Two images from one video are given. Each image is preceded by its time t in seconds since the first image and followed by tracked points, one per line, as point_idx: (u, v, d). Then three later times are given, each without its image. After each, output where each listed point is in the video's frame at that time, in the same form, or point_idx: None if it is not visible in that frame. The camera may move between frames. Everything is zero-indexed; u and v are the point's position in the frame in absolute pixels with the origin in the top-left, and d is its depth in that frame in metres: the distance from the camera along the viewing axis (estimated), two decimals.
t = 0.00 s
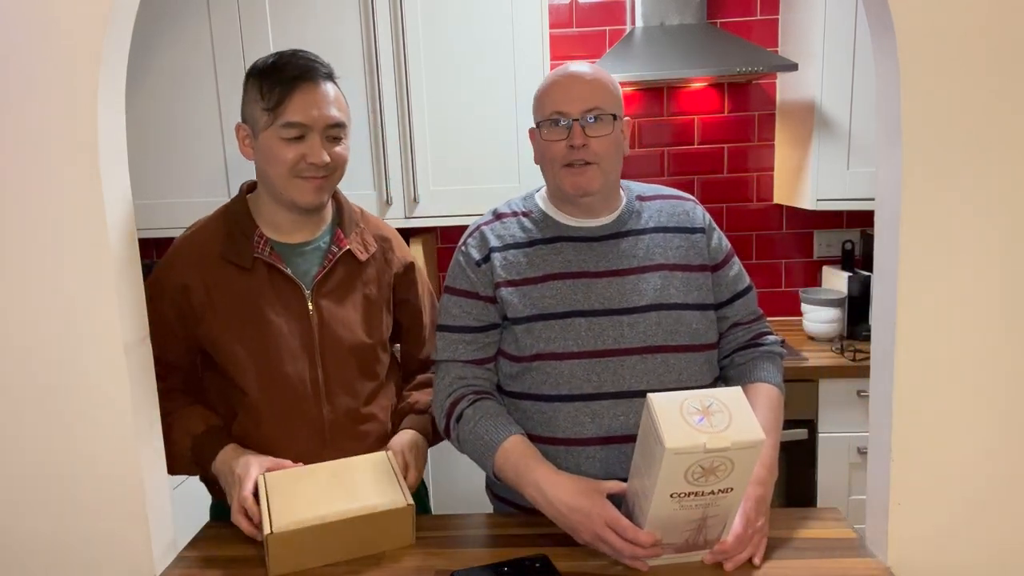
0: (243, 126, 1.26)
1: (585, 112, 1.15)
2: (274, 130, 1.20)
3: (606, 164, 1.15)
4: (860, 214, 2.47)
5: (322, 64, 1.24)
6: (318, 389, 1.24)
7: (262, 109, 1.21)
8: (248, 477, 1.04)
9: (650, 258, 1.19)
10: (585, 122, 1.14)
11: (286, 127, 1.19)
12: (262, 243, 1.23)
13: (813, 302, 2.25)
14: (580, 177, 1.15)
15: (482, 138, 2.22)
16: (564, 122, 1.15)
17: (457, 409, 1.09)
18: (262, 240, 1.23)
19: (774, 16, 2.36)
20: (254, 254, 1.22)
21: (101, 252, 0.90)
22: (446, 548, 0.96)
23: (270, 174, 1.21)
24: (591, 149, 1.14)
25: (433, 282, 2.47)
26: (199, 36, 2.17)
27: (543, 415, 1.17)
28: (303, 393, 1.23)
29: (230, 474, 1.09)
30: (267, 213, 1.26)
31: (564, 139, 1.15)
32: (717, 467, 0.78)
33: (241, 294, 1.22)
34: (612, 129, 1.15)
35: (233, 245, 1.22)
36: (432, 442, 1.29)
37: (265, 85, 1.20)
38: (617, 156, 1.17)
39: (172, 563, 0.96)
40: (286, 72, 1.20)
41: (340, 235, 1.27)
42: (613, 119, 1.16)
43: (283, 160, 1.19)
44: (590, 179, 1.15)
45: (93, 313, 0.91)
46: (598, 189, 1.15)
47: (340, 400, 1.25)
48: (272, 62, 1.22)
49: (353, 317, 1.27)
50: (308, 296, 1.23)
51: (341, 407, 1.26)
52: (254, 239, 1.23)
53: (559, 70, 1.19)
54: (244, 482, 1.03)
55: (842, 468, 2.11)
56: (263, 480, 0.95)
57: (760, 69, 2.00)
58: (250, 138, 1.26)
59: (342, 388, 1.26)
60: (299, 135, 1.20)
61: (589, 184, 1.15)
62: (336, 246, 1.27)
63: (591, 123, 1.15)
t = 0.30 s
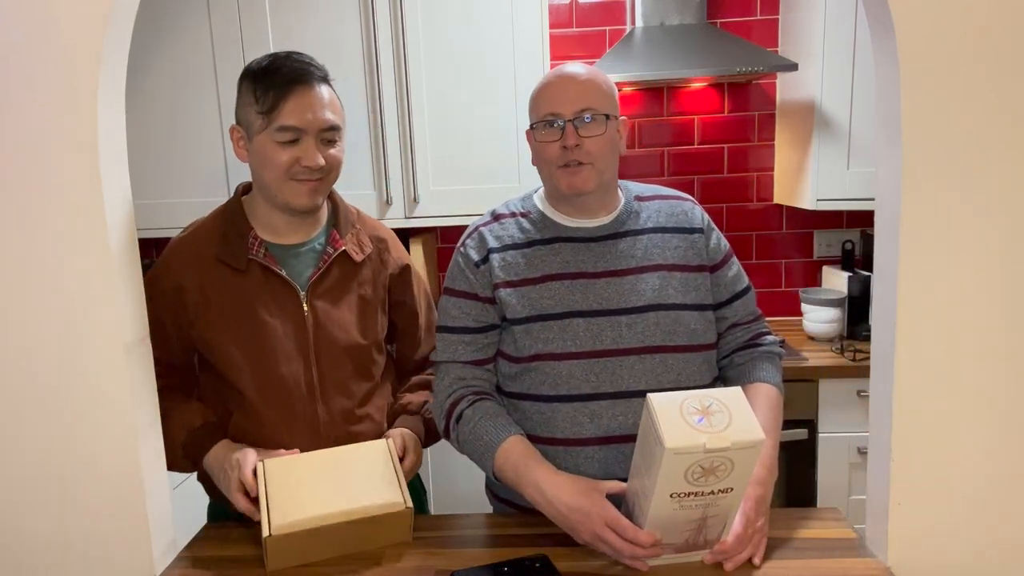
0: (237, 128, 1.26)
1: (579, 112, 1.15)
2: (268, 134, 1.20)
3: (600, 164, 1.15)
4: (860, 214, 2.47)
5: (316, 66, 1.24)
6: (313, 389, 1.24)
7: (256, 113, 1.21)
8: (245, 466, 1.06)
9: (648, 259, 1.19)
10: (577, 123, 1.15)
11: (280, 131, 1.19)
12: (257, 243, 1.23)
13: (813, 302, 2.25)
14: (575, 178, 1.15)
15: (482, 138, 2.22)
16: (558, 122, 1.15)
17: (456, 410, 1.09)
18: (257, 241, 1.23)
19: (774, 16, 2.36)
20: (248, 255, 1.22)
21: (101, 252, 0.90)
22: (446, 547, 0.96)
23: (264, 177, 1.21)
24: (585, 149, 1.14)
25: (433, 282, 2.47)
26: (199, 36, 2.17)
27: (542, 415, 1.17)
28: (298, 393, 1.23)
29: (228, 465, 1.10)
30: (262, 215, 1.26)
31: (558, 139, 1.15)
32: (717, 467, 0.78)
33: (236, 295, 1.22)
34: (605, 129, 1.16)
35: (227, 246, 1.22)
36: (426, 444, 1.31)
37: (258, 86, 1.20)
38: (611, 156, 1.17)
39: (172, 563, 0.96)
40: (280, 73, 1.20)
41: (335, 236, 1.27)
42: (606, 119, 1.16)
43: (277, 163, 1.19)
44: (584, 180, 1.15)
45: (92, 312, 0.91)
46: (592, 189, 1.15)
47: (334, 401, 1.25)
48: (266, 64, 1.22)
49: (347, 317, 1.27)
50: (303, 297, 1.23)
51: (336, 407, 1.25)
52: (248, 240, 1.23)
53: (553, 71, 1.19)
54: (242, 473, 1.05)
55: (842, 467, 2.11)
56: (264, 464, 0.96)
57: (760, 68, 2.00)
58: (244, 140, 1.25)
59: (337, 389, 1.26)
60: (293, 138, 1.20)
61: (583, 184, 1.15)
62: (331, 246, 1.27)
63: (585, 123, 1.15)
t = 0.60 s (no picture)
0: (236, 129, 1.26)
1: (578, 113, 1.15)
2: (267, 137, 1.20)
3: (598, 165, 1.15)
4: (860, 214, 2.47)
5: (316, 68, 1.24)
6: (312, 390, 1.24)
7: (255, 115, 1.21)
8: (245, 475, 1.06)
9: (647, 259, 1.19)
10: (576, 123, 1.15)
11: (278, 134, 1.19)
12: (256, 244, 1.23)
13: (813, 302, 2.25)
14: (573, 179, 1.15)
15: (483, 138, 2.22)
16: (557, 123, 1.15)
17: (455, 410, 1.09)
18: (256, 242, 1.23)
19: (774, 16, 2.35)
20: (248, 256, 1.22)
21: (102, 252, 0.90)
22: (447, 547, 0.96)
23: (264, 179, 1.21)
24: (583, 150, 1.14)
25: (433, 282, 2.47)
26: (199, 36, 2.17)
27: (541, 415, 1.17)
28: (296, 394, 1.23)
29: (228, 468, 1.10)
30: (261, 215, 1.26)
31: (557, 140, 1.15)
32: (718, 469, 0.78)
33: (235, 295, 1.22)
34: (604, 129, 1.16)
35: (226, 247, 1.22)
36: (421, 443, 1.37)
37: (257, 86, 1.20)
38: (611, 156, 1.17)
39: (172, 563, 0.96)
40: (279, 73, 1.20)
41: (334, 236, 1.27)
42: (606, 119, 1.16)
43: (277, 166, 1.19)
44: (582, 181, 1.15)
45: (92, 312, 0.91)
46: (591, 190, 1.15)
47: (334, 401, 1.25)
48: (266, 66, 1.22)
49: (346, 318, 1.27)
50: (302, 298, 1.23)
51: (335, 408, 1.25)
52: (248, 241, 1.22)
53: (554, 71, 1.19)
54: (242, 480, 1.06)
55: (842, 467, 2.11)
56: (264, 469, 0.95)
57: (760, 69, 2.00)
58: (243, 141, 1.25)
59: (336, 389, 1.25)
60: (291, 141, 1.20)
61: (582, 185, 1.15)
62: (330, 246, 1.27)
63: (583, 124, 1.15)
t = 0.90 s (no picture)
0: (238, 130, 1.25)
1: (580, 112, 1.15)
2: (273, 136, 1.20)
3: (600, 165, 1.15)
4: (859, 214, 2.47)
5: (318, 68, 1.24)
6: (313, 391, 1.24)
7: (260, 115, 1.21)
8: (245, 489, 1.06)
9: (647, 260, 1.19)
10: (578, 123, 1.15)
11: (285, 133, 1.19)
12: (257, 245, 1.23)
13: (813, 302, 2.25)
14: (574, 179, 1.15)
15: (483, 138, 2.22)
16: (559, 123, 1.15)
17: (455, 409, 1.09)
18: (257, 243, 1.23)
19: (774, 16, 2.36)
20: (249, 257, 1.22)
21: (102, 252, 0.90)
22: (447, 548, 0.96)
23: (268, 179, 1.21)
24: (585, 150, 1.14)
25: (433, 282, 2.47)
26: (199, 36, 2.17)
27: (541, 415, 1.17)
28: (297, 394, 1.23)
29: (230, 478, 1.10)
30: (263, 215, 1.26)
31: (558, 140, 1.15)
32: (718, 468, 0.78)
33: (236, 296, 1.22)
34: (606, 130, 1.15)
35: (227, 248, 1.21)
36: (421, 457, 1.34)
37: (259, 87, 1.21)
38: (612, 157, 1.17)
39: (172, 563, 0.96)
40: (281, 73, 1.20)
41: (335, 237, 1.27)
42: (608, 119, 1.16)
43: (282, 165, 1.20)
44: (583, 181, 1.15)
45: (92, 311, 0.91)
46: (592, 190, 1.15)
47: (334, 403, 1.25)
48: (268, 66, 1.22)
49: (347, 319, 1.27)
50: (303, 299, 1.23)
51: (335, 409, 1.25)
52: (249, 242, 1.22)
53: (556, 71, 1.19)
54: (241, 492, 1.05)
55: (842, 467, 2.11)
56: (271, 489, 0.97)
57: (760, 69, 2.00)
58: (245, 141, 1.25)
59: (337, 390, 1.25)
60: (296, 140, 1.20)
61: (583, 186, 1.15)
62: (331, 247, 1.27)
63: (585, 124, 1.15)
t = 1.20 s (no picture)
0: (243, 130, 1.25)
1: (582, 113, 1.15)
2: (276, 137, 1.20)
3: (601, 165, 1.15)
4: (860, 214, 2.47)
5: (323, 67, 1.24)
6: (315, 391, 1.24)
7: (268, 114, 1.21)
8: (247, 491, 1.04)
9: (648, 260, 1.19)
10: (579, 124, 1.15)
11: (295, 131, 1.20)
12: (259, 246, 1.23)
13: (814, 302, 2.25)
14: (574, 179, 1.15)
15: (483, 138, 2.22)
16: (560, 123, 1.16)
17: (456, 409, 1.09)
18: (258, 243, 1.23)
19: (774, 16, 2.35)
20: (251, 258, 1.21)
21: (101, 253, 0.90)
22: (447, 548, 0.96)
23: (275, 179, 1.21)
24: (586, 150, 1.14)
25: (433, 283, 2.47)
26: (199, 37, 2.17)
27: (541, 415, 1.17)
28: (300, 395, 1.23)
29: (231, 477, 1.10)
30: (265, 214, 1.26)
31: (559, 140, 1.15)
32: (718, 468, 0.78)
33: (238, 297, 1.21)
34: (606, 130, 1.15)
35: (229, 248, 1.21)
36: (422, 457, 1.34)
37: (263, 88, 1.21)
38: (612, 158, 1.17)
39: (171, 563, 0.96)
40: (284, 74, 1.21)
41: (337, 237, 1.27)
42: (609, 120, 1.16)
43: (289, 164, 1.20)
44: (584, 181, 1.15)
45: (93, 311, 0.91)
46: (592, 191, 1.15)
47: (337, 403, 1.25)
48: (274, 66, 1.22)
49: (350, 320, 1.27)
50: (306, 300, 1.24)
51: (338, 409, 1.25)
52: (252, 242, 1.22)
53: (559, 72, 1.19)
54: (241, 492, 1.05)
55: (842, 467, 2.11)
56: (274, 489, 0.97)
57: (760, 69, 2.00)
58: (248, 141, 1.26)
59: (339, 391, 1.25)
60: (306, 138, 1.20)
61: (583, 187, 1.15)
62: (333, 248, 1.27)
63: (586, 124, 1.15)
